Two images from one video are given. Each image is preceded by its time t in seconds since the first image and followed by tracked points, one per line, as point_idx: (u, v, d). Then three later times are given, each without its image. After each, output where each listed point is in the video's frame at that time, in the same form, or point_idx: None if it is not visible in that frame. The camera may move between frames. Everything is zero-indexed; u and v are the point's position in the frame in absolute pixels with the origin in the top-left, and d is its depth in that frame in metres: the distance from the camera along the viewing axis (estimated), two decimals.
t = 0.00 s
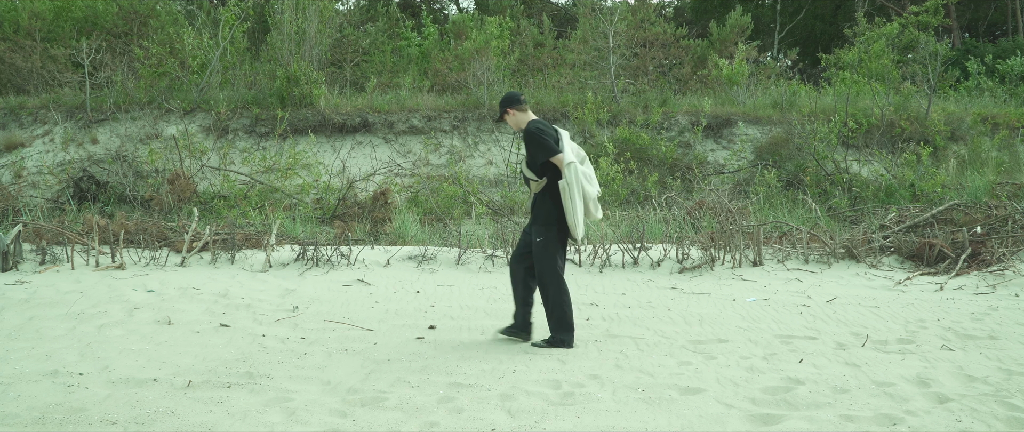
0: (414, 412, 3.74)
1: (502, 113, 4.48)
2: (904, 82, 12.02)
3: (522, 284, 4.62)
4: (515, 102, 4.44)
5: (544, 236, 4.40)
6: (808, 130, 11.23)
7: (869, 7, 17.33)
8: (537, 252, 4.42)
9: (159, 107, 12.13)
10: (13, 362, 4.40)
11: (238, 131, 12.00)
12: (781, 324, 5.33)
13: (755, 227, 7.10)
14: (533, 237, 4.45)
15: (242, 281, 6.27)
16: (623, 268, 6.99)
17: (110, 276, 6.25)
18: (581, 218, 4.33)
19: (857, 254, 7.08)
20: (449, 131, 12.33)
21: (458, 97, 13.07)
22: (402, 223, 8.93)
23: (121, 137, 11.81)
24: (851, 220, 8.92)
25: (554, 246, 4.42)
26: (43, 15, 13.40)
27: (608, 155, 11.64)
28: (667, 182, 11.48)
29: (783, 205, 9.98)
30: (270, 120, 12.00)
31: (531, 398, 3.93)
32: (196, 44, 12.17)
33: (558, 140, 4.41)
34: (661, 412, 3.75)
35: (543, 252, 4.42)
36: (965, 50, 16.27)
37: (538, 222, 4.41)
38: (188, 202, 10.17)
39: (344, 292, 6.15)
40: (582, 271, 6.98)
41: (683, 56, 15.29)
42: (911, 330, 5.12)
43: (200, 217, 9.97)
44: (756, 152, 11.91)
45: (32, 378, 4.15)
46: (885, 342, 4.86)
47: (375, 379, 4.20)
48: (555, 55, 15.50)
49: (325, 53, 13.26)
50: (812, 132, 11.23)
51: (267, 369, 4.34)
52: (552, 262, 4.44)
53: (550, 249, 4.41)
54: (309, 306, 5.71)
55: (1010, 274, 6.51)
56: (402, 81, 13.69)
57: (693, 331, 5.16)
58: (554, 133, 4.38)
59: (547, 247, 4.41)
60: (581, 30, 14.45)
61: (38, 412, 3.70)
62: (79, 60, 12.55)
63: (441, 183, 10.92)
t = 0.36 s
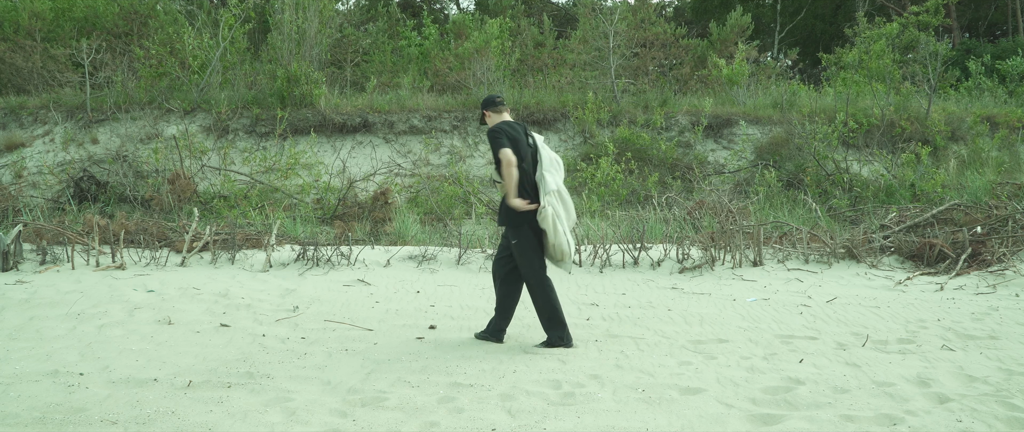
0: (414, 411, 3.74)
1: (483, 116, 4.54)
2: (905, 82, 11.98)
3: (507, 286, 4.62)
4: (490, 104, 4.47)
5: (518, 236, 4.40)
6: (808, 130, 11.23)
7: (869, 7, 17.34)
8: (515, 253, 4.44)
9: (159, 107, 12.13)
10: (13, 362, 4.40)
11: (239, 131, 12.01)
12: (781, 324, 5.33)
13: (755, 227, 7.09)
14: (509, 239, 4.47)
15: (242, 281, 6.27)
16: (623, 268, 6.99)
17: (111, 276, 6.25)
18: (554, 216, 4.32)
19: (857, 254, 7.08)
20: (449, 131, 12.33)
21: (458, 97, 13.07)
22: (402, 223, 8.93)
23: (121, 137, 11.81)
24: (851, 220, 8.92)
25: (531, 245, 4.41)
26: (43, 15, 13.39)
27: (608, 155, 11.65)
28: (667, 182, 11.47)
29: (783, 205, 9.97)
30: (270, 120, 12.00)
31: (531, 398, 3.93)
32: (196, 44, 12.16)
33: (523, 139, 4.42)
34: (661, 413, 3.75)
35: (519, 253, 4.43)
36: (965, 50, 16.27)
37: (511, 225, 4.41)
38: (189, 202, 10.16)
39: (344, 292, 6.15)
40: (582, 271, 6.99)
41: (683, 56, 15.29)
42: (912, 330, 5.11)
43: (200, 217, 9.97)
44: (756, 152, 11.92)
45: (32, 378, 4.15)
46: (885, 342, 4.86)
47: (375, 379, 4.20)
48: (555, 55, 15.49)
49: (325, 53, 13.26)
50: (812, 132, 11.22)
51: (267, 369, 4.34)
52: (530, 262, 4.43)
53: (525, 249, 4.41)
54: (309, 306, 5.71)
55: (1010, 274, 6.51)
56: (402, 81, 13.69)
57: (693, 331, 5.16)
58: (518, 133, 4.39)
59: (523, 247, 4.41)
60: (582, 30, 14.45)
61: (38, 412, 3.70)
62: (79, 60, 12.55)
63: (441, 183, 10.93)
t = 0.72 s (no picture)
0: (414, 412, 3.74)
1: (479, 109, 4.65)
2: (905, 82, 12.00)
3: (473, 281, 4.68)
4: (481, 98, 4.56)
5: (478, 230, 4.46)
6: (808, 130, 11.23)
7: (869, 7, 17.33)
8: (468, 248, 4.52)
9: (159, 107, 12.13)
10: (13, 362, 4.40)
11: (239, 131, 12.01)
12: (781, 324, 5.33)
13: (755, 227, 7.09)
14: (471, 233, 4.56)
15: (242, 281, 6.27)
16: (623, 268, 7.00)
17: (111, 276, 6.25)
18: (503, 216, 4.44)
19: (857, 254, 7.07)
20: (449, 131, 12.32)
21: (458, 97, 13.07)
22: (402, 223, 8.93)
23: (121, 137, 11.81)
24: (851, 221, 8.91)
25: (490, 240, 4.45)
26: (44, 16, 13.39)
27: (608, 155, 11.66)
28: (667, 182, 11.47)
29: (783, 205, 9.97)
30: (271, 120, 12.00)
31: (531, 398, 3.93)
32: (196, 44, 12.15)
33: (498, 136, 4.47)
34: (661, 412, 3.75)
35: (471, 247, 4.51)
36: (966, 50, 16.26)
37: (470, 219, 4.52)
38: (189, 202, 10.16)
39: (344, 292, 6.15)
40: (582, 271, 7.00)
41: (683, 56, 15.28)
42: (912, 330, 5.11)
43: (200, 217, 9.97)
44: (756, 152, 11.93)
45: (32, 378, 4.15)
46: (885, 343, 4.86)
47: (375, 379, 4.19)
48: (555, 55, 15.49)
49: (325, 53, 13.26)
50: (812, 132, 11.22)
51: (267, 369, 4.34)
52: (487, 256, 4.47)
53: (483, 243, 4.45)
54: (309, 306, 5.71)
55: (1010, 274, 6.51)
56: (402, 82, 13.69)
57: (693, 332, 5.16)
58: (492, 131, 4.46)
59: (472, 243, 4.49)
60: (582, 31, 14.44)
61: (38, 412, 3.70)
62: (80, 60, 12.55)
63: (441, 183, 10.94)
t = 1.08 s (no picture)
0: (414, 412, 3.74)
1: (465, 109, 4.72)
2: (904, 82, 12.01)
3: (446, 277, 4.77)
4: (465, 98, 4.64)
5: (447, 229, 4.55)
6: (808, 130, 11.23)
7: (869, 7, 17.34)
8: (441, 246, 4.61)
9: (159, 108, 12.13)
10: (13, 362, 4.40)
11: (239, 131, 12.01)
12: (781, 324, 5.33)
13: (755, 227, 7.09)
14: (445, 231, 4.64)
15: (242, 281, 6.27)
16: (623, 268, 7.00)
17: (110, 276, 6.25)
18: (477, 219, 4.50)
19: (857, 254, 7.07)
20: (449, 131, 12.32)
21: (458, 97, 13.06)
22: (403, 223, 8.93)
23: (121, 137, 11.81)
24: (851, 221, 8.91)
25: (457, 240, 4.52)
26: (43, 15, 13.38)
27: (608, 155, 11.66)
28: (667, 182, 11.47)
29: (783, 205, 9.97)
30: (271, 119, 12.00)
31: (531, 397, 3.93)
32: (196, 44, 12.14)
33: (468, 137, 4.52)
34: (661, 412, 3.75)
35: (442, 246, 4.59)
36: (965, 50, 16.26)
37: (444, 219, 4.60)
38: (188, 202, 10.15)
39: (344, 292, 6.15)
40: (582, 271, 7.00)
41: (683, 56, 15.27)
42: (912, 330, 5.11)
43: (199, 217, 9.96)
44: (756, 152, 11.94)
45: (32, 378, 4.15)
46: (886, 342, 4.86)
47: (375, 379, 4.19)
48: (555, 55, 15.49)
49: (325, 53, 13.26)
50: (812, 132, 11.22)
51: (267, 369, 4.34)
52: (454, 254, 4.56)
53: (450, 242, 4.54)
54: (309, 306, 5.71)
55: (1010, 274, 6.51)
56: (402, 82, 13.69)
57: (693, 331, 5.16)
58: (462, 133, 4.53)
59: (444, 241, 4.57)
60: (581, 31, 14.44)
61: (38, 412, 3.70)
62: (79, 60, 12.55)
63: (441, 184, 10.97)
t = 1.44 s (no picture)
0: (414, 412, 3.74)
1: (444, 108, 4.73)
2: (905, 82, 12.00)
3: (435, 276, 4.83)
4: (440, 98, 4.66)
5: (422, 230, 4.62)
6: (808, 130, 11.23)
7: (869, 7, 17.34)
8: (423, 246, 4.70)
9: (159, 108, 12.13)
10: (13, 362, 4.40)
11: (239, 131, 12.01)
12: (781, 324, 5.33)
13: (755, 227, 7.10)
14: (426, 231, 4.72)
15: (243, 281, 6.27)
16: (623, 268, 7.00)
17: (111, 276, 6.25)
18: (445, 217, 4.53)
19: (857, 254, 7.07)
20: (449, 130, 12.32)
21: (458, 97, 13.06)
22: (403, 223, 8.94)
23: (121, 137, 11.82)
24: (851, 221, 8.91)
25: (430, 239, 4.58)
26: (43, 15, 13.37)
27: (608, 155, 11.66)
28: (667, 182, 11.48)
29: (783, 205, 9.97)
30: (271, 120, 12.01)
31: (531, 398, 3.93)
32: (196, 44, 12.12)
33: (432, 137, 4.55)
34: (661, 412, 3.75)
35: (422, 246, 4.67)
36: (965, 50, 16.26)
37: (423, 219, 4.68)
38: (188, 202, 10.16)
39: (344, 292, 6.16)
40: (582, 271, 7.00)
41: (683, 56, 15.26)
42: (912, 330, 5.11)
43: (200, 217, 9.96)
44: (756, 152, 11.93)
45: (32, 378, 4.15)
46: (886, 342, 4.86)
47: (375, 379, 4.19)
48: (555, 55, 15.49)
49: (325, 53, 13.25)
50: (812, 132, 11.22)
51: (267, 369, 4.34)
52: (430, 255, 4.62)
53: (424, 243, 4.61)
54: (309, 306, 5.71)
55: (1010, 274, 6.51)
56: (402, 81, 13.68)
57: (693, 331, 5.15)
58: (426, 134, 4.58)
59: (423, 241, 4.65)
60: (581, 31, 14.43)
61: (38, 412, 3.70)
62: (79, 60, 12.55)
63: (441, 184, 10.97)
